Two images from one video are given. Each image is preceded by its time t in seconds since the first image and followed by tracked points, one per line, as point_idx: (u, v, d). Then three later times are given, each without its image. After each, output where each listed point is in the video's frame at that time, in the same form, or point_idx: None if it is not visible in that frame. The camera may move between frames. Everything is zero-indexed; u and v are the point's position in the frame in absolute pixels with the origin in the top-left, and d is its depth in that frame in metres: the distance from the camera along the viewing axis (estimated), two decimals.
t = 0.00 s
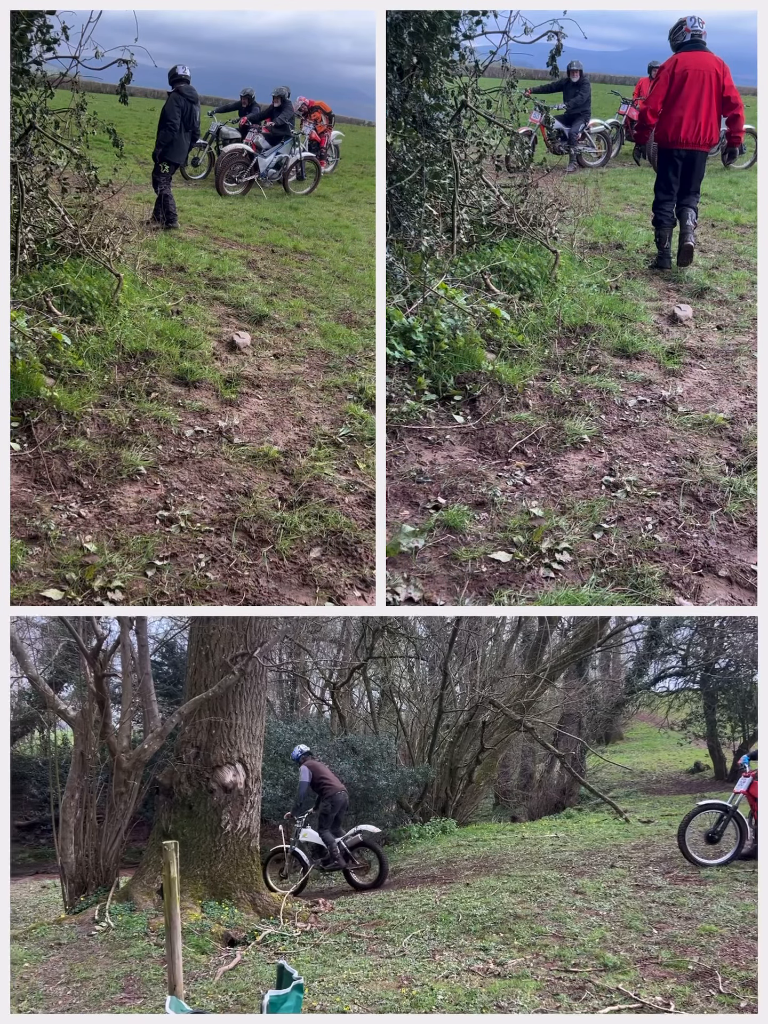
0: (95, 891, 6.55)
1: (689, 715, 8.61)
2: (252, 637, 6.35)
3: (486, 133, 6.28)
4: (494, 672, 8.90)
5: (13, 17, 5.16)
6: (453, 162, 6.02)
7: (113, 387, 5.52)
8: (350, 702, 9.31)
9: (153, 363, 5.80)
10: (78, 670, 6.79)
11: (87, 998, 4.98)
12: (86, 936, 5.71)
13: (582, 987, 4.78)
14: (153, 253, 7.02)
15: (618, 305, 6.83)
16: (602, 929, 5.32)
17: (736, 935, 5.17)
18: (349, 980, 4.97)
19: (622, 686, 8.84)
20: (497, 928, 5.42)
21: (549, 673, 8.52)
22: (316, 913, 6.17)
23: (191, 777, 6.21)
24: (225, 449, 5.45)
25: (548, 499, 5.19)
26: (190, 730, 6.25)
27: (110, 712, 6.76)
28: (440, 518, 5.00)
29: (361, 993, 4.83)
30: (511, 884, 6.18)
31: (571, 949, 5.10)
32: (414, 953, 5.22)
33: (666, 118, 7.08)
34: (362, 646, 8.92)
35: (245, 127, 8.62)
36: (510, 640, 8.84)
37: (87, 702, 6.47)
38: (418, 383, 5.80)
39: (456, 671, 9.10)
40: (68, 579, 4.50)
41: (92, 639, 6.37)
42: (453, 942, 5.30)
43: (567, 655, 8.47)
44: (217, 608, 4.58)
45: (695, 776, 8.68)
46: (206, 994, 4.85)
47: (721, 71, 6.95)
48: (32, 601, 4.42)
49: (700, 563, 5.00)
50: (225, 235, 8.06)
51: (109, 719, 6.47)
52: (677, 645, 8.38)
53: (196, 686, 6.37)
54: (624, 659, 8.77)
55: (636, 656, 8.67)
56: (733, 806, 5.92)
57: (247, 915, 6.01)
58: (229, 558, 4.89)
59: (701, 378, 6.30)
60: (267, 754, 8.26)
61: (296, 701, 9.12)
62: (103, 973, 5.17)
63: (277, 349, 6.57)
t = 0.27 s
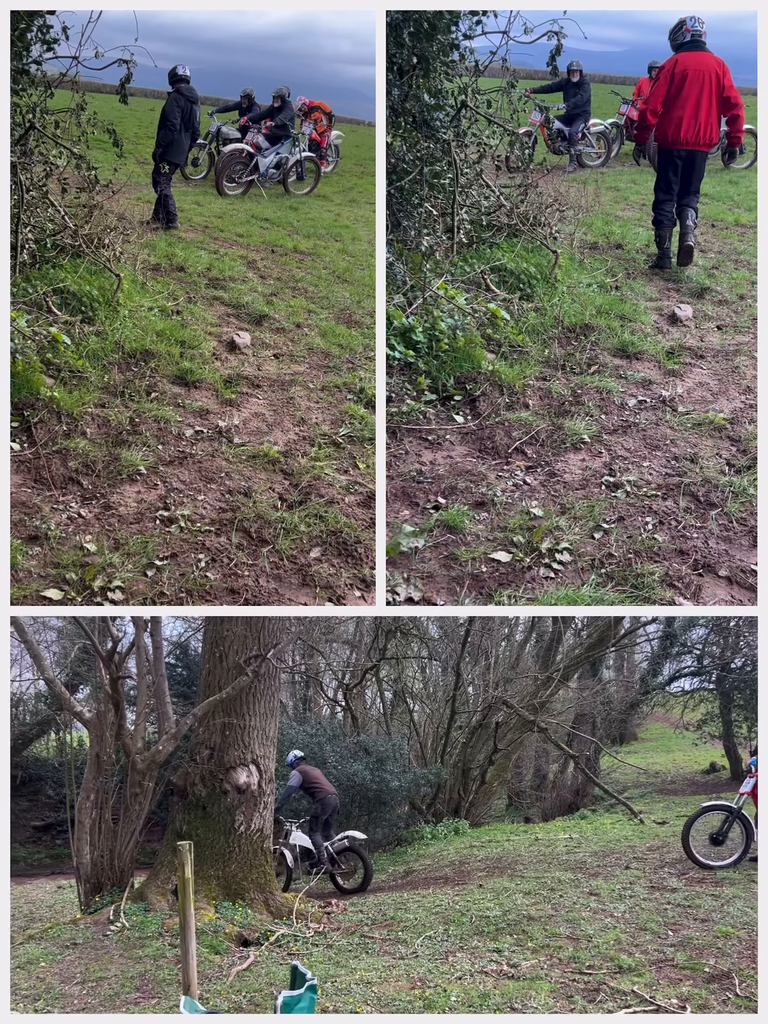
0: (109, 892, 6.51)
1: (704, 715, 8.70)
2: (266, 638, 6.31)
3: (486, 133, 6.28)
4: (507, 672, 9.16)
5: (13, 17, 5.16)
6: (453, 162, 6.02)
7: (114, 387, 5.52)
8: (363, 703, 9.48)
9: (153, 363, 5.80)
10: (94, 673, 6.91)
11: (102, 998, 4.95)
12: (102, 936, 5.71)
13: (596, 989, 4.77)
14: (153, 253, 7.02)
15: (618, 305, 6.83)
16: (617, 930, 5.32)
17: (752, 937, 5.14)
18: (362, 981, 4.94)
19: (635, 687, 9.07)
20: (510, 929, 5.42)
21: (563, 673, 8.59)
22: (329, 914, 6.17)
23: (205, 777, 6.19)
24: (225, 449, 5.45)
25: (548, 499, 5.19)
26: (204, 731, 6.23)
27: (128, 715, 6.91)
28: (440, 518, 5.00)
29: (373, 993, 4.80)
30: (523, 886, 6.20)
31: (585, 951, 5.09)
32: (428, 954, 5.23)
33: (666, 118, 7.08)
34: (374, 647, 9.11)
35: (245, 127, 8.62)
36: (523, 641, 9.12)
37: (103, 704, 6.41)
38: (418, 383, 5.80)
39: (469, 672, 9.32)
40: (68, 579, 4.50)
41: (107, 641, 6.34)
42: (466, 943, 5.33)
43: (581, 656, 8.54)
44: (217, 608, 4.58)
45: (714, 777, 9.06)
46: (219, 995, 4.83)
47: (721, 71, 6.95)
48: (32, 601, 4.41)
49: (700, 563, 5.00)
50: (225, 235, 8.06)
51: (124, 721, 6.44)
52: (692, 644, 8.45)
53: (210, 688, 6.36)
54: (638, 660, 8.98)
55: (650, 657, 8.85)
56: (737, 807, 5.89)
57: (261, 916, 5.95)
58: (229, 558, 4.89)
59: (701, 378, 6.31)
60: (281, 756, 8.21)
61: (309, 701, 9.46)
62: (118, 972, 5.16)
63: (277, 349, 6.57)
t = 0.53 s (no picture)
0: (126, 892, 6.48)
1: (721, 715, 8.53)
2: (280, 638, 6.31)
3: (487, 133, 6.27)
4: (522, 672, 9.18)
5: (13, 17, 5.16)
6: (453, 162, 6.02)
7: (114, 387, 5.52)
8: (376, 703, 9.77)
9: (153, 363, 5.80)
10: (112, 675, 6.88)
11: (119, 997, 4.93)
12: (118, 936, 5.69)
13: (611, 992, 4.74)
14: (153, 253, 7.02)
15: (618, 305, 6.83)
16: (633, 930, 5.28)
17: None
18: (376, 981, 4.93)
19: (651, 686, 9.08)
20: (525, 930, 5.41)
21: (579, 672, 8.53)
22: (343, 915, 6.20)
23: (220, 778, 6.19)
24: (225, 449, 5.45)
25: (548, 499, 5.19)
26: (219, 731, 6.23)
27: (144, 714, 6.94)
28: (440, 518, 4.99)
29: (388, 993, 4.79)
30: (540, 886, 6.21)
31: (601, 954, 5.06)
32: (441, 953, 5.25)
33: (666, 118, 7.08)
34: (388, 647, 9.33)
35: (245, 127, 8.63)
36: (538, 639, 9.19)
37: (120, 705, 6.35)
38: (418, 383, 5.80)
39: (483, 672, 9.47)
40: (68, 579, 4.50)
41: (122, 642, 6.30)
42: (481, 943, 5.34)
43: (598, 655, 8.49)
44: (216, 608, 4.58)
45: (731, 778, 8.81)
46: (234, 994, 4.85)
47: (721, 71, 6.95)
48: (32, 600, 4.41)
49: (700, 563, 5.00)
50: (225, 235, 8.06)
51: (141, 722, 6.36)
52: (709, 643, 8.47)
53: (225, 688, 6.33)
54: (654, 659, 9.02)
55: (666, 656, 8.88)
56: (742, 806, 5.80)
57: (276, 916, 5.94)
58: (229, 558, 4.89)
59: (701, 378, 6.31)
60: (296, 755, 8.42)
61: (323, 702, 9.65)
62: (135, 971, 5.15)
63: (277, 349, 6.57)
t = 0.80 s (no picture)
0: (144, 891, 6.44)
1: (741, 713, 8.61)
2: (296, 638, 6.35)
3: (487, 133, 6.27)
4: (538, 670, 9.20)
5: (13, 17, 5.16)
6: (453, 162, 6.02)
7: (114, 387, 5.52)
8: (392, 703, 9.74)
9: (153, 364, 5.80)
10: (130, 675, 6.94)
11: (137, 997, 4.91)
12: (136, 933, 5.69)
13: (629, 992, 4.72)
14: (153, 253, 7.02)
15: (618, 305, 6.83)
16: (651, 931, 5.27)
17: None
18: (393, 981, 4.92)
19: (670, 685, 9.11)
20: (542, 931, 5.39)
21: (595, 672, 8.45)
22: (358, 915, 6.21)
23: (237, 778, 6.22)
24: (225, 449, 5.45)
25: (548, 499, 5.19)
26: (236, 731, 6.26)
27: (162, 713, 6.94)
28: (440, 518, 4.99)
29: (403, 993, 4.78)
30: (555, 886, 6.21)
31: (618, 955, 5.05)
32: (457, 954, 5.22)
33: (666, 118, 7.08)
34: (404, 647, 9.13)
35: (245, 127, 8.63)
36: (555, 639, 9.16)
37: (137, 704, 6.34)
38: (418, 383, 5.80)
39: (499, 672, 9.40)
40: (68, 579, 4.49)
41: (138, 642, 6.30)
42: (498, 943, 5.33)
43: (616, 653, 8.39)
44: (216, 608, 4.58)
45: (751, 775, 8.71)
46: (250, 993, 4.85)
47: (721, 71, 6.94)
48: (32, 600, 4.41)
49: (700, 563, 5.00)
50: (225, 235, 8.06)
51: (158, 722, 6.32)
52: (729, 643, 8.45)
53: (242, 688, 6.37)
54: (672, 658, 9.00)
55: (684, 655, 8.87)
56: (746, 806, 5.66)
57: (292, 915, 5.94)
58: (229, 558, 4.89)
59: (701, 379, 6.31)
60: (311, 754, 8.49)
61: (338, 702, 9.48)
62: (152, 969, 5.15)
63: (277, 349, 6.57)
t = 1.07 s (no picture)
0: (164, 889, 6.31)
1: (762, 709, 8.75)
2: (313, 638, 6.40)
3: (487, 133, 6.27)
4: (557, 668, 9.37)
5: (13, 17, 5.16)
6: (453, 163, 6.02)
7: (114, 387, 5.52)
8: (408, 703, 9.83)
9: (153, 364, 5.80)
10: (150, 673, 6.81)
11: (155, 993, 4.91)
12: (155, 931, 5.71)
13: (650, 993, 4.64)
14: (153, 253, 7.02)
15: (618, 305, 6.83)
16: (672, 932, 5.21)
17: None
18: (409, 980, 4.94)
19: (689, 682, 9.15)
20: (560, 931, 5.39)
21: (614, 670, 8.51)
22: (375, 914, 6.26)
23: (254, 777, 6.28)
24: (225, 449, 5.45)
25: (548, 499, 5.19)
26: (253, 731, 6.32)
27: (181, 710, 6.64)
28: (440, 518, 4.99)
29: (420, 992, 4.80)
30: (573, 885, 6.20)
31: (638, 955, 4.99)
32: (475, 953, 5.25)
33: (666, 118, 7.09)
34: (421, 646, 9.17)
35: (245, 127, 8.63)
36: (572, 638, 9.31)
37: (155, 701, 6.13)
38: (418, 383, 5.80)
39: (516, 670, 9.48)
40: (68, 579, 4.49)
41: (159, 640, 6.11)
42: (515, 943, 5.32)
43: (634, 650, 8.47)
44: (216, 608, 4.57)
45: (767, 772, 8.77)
46: (269, 990, 4.82)
47: (721, 71, 6.94)
48: (32, 600, 4.41)
49: (700, 563, 5.00)
50: (225, 235, 8.06)
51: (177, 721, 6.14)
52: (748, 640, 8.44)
53: (259, 687, 6.41)
54: (692, 656, 9.03)
55: (704, 653, 8.89)
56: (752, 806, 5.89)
57: (309, 914, 6.01)
58: (229, 558, 4.89)
59: (701, 378, 6.30)
60: (328, 755, 8.40)
61: (355, 702, 9.37)
62: (171, 967, 5.17)
63: (277, 349, 6.57)
